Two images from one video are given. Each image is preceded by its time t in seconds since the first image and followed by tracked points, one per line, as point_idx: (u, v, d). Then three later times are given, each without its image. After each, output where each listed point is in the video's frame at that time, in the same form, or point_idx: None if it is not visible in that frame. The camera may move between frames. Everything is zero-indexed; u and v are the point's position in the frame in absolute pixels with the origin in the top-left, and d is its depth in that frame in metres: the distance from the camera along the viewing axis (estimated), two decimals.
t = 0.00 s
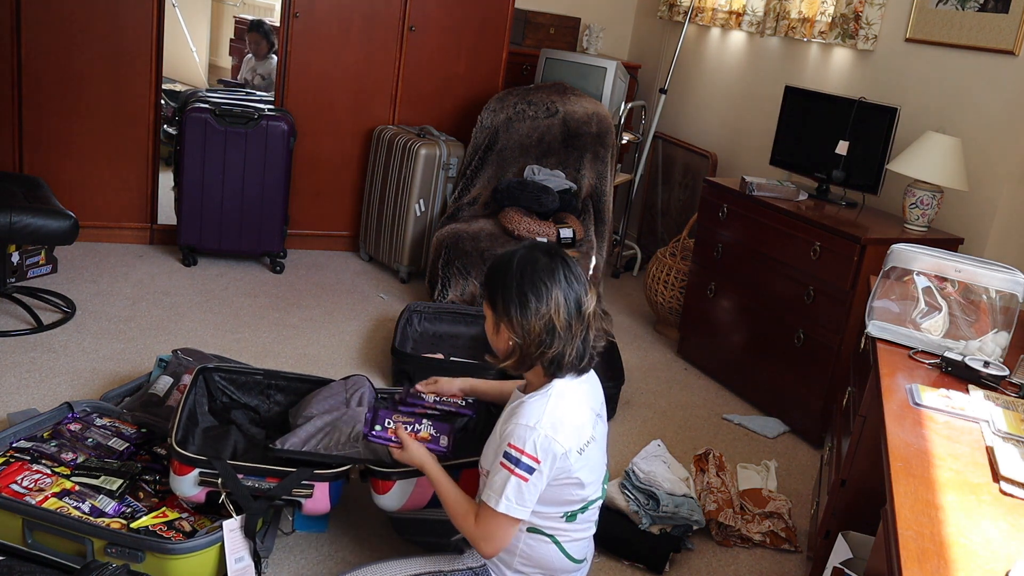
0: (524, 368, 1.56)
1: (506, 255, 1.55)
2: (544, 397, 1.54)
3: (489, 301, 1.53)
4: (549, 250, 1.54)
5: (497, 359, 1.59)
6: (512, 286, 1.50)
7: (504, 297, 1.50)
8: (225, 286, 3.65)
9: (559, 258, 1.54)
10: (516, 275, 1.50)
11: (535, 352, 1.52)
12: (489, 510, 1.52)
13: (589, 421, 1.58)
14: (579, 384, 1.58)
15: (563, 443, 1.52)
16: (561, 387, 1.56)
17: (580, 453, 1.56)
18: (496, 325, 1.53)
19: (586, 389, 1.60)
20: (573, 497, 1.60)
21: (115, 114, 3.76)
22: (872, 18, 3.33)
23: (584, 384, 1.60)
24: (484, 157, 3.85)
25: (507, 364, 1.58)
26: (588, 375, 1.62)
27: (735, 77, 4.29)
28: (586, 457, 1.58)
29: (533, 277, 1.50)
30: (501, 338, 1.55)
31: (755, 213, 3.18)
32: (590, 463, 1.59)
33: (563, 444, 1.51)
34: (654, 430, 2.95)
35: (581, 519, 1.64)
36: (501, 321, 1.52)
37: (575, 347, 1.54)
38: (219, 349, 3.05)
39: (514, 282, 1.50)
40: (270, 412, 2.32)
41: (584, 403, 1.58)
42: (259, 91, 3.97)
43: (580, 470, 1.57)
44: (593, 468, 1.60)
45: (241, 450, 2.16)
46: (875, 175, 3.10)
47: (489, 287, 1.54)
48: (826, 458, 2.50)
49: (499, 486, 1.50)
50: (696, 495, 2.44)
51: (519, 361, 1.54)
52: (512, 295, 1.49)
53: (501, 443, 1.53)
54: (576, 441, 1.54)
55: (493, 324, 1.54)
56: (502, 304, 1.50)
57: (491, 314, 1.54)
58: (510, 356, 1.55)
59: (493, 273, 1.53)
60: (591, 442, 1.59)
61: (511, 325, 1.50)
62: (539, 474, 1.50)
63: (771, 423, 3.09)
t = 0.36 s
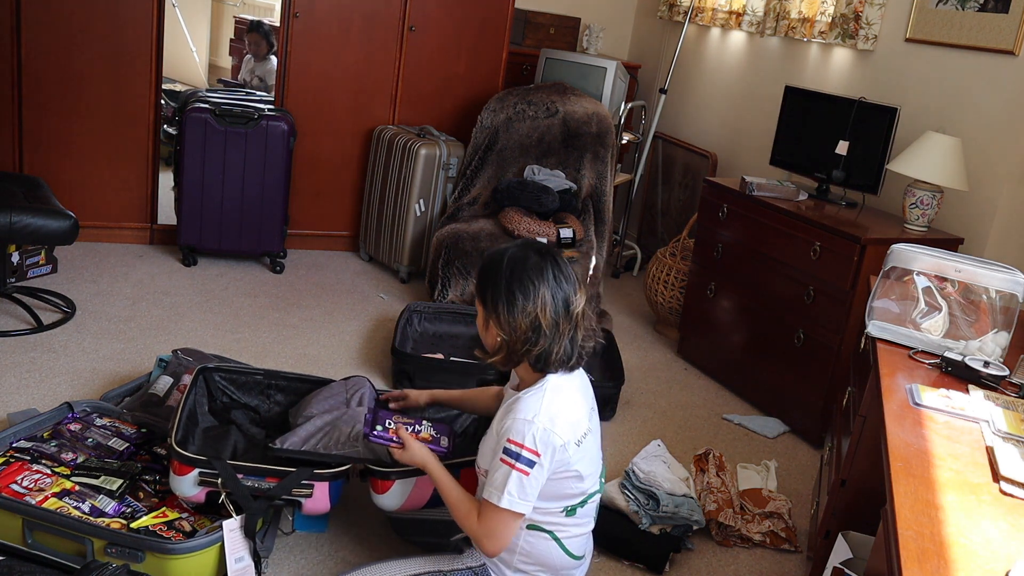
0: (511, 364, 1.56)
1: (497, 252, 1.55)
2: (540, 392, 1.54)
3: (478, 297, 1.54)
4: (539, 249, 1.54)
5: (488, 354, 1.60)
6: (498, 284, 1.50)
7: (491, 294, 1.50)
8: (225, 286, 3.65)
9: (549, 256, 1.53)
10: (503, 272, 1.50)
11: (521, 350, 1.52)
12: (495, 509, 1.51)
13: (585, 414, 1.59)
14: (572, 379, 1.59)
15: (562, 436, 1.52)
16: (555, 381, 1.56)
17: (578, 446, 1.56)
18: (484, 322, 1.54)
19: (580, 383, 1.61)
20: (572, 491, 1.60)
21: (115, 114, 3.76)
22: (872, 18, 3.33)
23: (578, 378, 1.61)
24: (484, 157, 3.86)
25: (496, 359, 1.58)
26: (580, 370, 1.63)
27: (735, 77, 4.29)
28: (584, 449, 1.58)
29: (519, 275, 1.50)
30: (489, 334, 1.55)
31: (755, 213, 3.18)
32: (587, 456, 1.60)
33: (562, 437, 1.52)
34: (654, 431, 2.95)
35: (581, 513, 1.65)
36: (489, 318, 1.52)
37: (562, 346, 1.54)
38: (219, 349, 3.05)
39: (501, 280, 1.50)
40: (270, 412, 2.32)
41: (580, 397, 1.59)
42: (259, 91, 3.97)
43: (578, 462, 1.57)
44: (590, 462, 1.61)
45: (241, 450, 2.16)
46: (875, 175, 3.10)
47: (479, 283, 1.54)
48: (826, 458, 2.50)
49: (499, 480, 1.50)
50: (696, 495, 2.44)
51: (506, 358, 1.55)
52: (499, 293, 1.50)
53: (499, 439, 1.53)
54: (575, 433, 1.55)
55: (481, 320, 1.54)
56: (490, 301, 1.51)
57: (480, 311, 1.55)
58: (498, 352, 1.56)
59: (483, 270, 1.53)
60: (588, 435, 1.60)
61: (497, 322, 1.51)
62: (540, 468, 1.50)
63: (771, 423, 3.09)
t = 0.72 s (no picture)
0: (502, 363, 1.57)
1: (491, 252, 1.56)
2: (525, 391, 1.53)
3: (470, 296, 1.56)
4: (531, 249, 1.54)
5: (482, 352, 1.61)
6: (488, 283, 1.51)
7: (481, 294, 1.52)
8: (225, 286, 3.65)
9: (542, 257, 1.54)
10: (494, 272, 1.51)
11: (511, 349, 1.53)
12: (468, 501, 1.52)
13: (575, 415, 1.57)
14: (564, 380, 1.58)
15: (543, 437, 1.50)
16: (544, 381, 1.55)
17: (564, 447, 1.54)
18: (476, 320, 1.56)
19: (573, 383, 1.59)
20: (560, 491, 1.59)
21: (115, 114, 3.76)
22: (872, 18, 3.33)
23: (571, 378, 1.59)
24: (484, 157, 3.86)
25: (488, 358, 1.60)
26: (575, 369, 1.62)
27: (735, 77, 4.29)
28: (572, 450, 1.57)
29: (509, 276, 1.50)
30: (481, 333, 1.57)
31: (755, 213, 3.18)
32: (576, 457, 1.58)
33: (544, 438, 1.50)
34: (654, 431, 2.95)
35: (575, 513, 1.64)
36: (480, 317, 1.54)
37: (552, 346, 1.54)
38: (219, 349, 3.05)
39: (491, 279, 1.51)
40: (270, 412, 2.32)
41: (570, 397, 1.57)
42: (259, 91, 3.97)
43: (565, 463, 1.56)
44: (580, 462, 1.59)
45: (241, 450, 2.16)
46: (875, 175, 3.10)
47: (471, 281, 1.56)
48: (826, 458, 2.50)
49: (476, 474, 1.51)
50: (696, 495, 2.44)
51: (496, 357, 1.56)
52: (488, 292, 1.51)
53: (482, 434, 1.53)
54: (559, 435, 1.53)
55: (472, 319, 1.56)
56: (479, 300, 1.52)
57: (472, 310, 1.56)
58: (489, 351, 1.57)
59: (476, 269, 1.55)
60: (577, 435, 1.58)
61: (488, 321, 1.53)
62: (517, 467, 1.49)
63: (771, 423, 3.09)
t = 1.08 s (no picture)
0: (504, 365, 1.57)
1: (494, 252, 1.56)
2: (530, 393, 1.53)
3: (473, 297, 1.56)
4: (535, 250, 1.54)
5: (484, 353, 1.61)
6: (491, 283, 1.51)
7: (484, 294, 1.52)
8: (225, 286, 3.65)
9: (545, 258, 1.54)
10: (497, 273, 1.51)
11: (513, 351, 1.53)
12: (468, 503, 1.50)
13: (577, 418, 1.57)
14: (565, 381, 1.57)
15: (547, 439, 1.50)
16: (546, 383, 1.55)
17: (567, 450, 1.55)
18: (479, 321, 1.56)
19: (574, 386, 1.59)
20: (563, 493, 1.59)
21: (115, 114, 3.76)
22: (872, 18, 3.33)
23: (572, 380, 1.59)
24: (484, 157, 3.85)
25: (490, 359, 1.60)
26: (576, 371, 1.62)
27: (735, 77, 4.29)
28: (575, 452, 1.57)
29: (511, 276, 1.50)
30: (483, 333, 1.57)
31: (755, 213, 3.18)
32: (579, 459, 1.58)
33: (548, 440, 1.50)
34: (654, 431, 2.95)
35: (577, 514, 1.64)
36: (483, 318, 1.54)
37: (555, 348, 1.54)
38: (219, 349, 3.05)
39: (494, 280, 1.51)
40: (270, 411, 2.31)
41: (572, 400, 1.57)
42: (259, 91, 3.96)
43: (568, 465, 1.56)
44: (583, 464, 1.60)
45: (241, 450, 2.16)
46: (875, 175, 3.10)
47: (474, 282, 1.56)
48: (826, 458, 2.50)
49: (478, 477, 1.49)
50: (696, 495, 2.44)
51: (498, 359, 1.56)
52: (491, 293, 1.51)
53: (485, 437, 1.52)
54: (563, 438, 1.53)
55: (475, 320, 1.56)
56: (482, 300, 1.52)
57: (475, 310, 1.57)
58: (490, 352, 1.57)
59: (479, 269, 1.55)
60: (580, 437, 1.59)
61: (490, 322, 1.53)
62: (521, 470, 1.49)
63: (771, 423, 3.09)
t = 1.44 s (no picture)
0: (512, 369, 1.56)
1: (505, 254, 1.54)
2: (541, 400, 1.53)
3: (483, 299, 1.54)
4: (547, 253, 1.53)
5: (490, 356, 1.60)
6: (505, 285, 1.49)
7: (497, 297, 1.50)
8: (225, 286, 3.65)
9: (557, 260, 1.53)
10: (511, 276, 1.50)
11: (524, 355, 1.52)
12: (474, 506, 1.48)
13: (588, 425, 1.57)
14: (576, 387, 1.58)
15: (558, 446, 1.50)
16: (557, 389, 1.55)
17: (576, 457, 1.54)
18: (489, 324, 1.54)
19: (585, 393, 1.59)
20: (571, 499, 1.59)
21: (115, 114, 3.76)
22: (872, 18, 3.33)
23: (582, 386, 1.60)
24: (484, 157, 3.85)
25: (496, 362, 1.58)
26: (586, 377, 1.62)
27: (735, 76, 4.29)
28: (585, 460, 1.57)
29: (525, 279, 1.49)
30: (492, 336, 1.55)
31: (755, 213, 3.18)
32: (588, 466, 1.58)
33: (558, 447, 1.50)
34: (654, 430, 2.95)
35: (583, 520, 1.64)
36: (493, 321, 1.52)
37: (567, 353, 1.53)
38: (219, 349, 3.05)
39: (507, 282, 1.49)
40: (269, 411, 2.33)
41: (583, 407, 1.58)
42: (259, 91, 3.96)
43: (578, 473, 1.56)
44: (592, 471, 1.60)
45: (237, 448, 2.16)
46: (875, 175, 3.10)
47: (484, 284, 1.54)
48: (826, 458, 2.50)
49: (484, 480, 1.48)
50: (696, 495, 2.44)
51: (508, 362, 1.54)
52: (503, 296, 1.49)
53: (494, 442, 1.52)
54: (572, 445, 1.53)
55: (484, 323, 1.54)
56: (495, 303, 1.51)
57: (484, 313, 1.54)
58: (499, 355, 1.56)
59: (489, 271, 1.53)
60: (591, 445, 1.59)
61: (502, 324, 1.51)
62: (530, 476, 1.48)
63: (771, 423, 3.09)
